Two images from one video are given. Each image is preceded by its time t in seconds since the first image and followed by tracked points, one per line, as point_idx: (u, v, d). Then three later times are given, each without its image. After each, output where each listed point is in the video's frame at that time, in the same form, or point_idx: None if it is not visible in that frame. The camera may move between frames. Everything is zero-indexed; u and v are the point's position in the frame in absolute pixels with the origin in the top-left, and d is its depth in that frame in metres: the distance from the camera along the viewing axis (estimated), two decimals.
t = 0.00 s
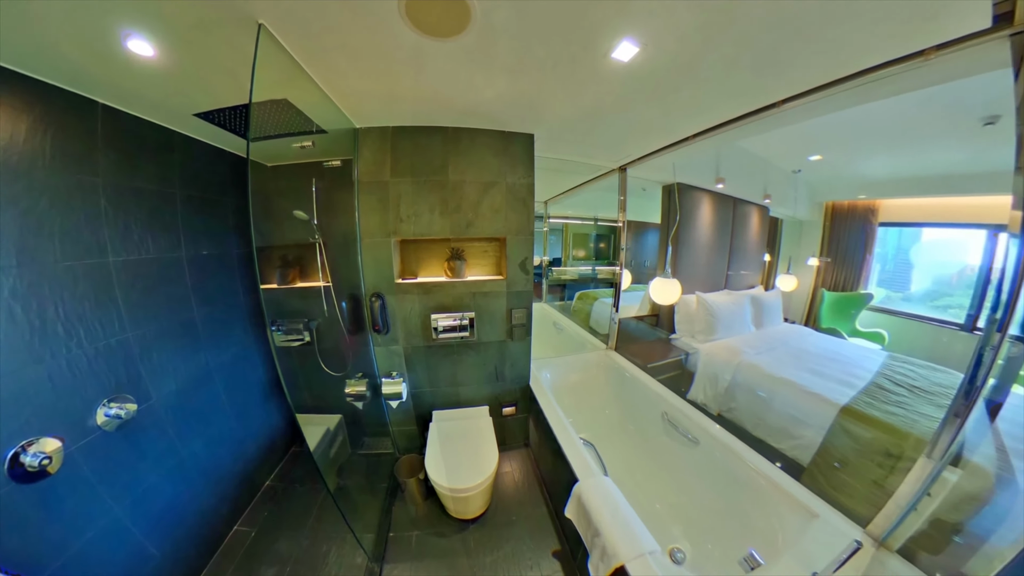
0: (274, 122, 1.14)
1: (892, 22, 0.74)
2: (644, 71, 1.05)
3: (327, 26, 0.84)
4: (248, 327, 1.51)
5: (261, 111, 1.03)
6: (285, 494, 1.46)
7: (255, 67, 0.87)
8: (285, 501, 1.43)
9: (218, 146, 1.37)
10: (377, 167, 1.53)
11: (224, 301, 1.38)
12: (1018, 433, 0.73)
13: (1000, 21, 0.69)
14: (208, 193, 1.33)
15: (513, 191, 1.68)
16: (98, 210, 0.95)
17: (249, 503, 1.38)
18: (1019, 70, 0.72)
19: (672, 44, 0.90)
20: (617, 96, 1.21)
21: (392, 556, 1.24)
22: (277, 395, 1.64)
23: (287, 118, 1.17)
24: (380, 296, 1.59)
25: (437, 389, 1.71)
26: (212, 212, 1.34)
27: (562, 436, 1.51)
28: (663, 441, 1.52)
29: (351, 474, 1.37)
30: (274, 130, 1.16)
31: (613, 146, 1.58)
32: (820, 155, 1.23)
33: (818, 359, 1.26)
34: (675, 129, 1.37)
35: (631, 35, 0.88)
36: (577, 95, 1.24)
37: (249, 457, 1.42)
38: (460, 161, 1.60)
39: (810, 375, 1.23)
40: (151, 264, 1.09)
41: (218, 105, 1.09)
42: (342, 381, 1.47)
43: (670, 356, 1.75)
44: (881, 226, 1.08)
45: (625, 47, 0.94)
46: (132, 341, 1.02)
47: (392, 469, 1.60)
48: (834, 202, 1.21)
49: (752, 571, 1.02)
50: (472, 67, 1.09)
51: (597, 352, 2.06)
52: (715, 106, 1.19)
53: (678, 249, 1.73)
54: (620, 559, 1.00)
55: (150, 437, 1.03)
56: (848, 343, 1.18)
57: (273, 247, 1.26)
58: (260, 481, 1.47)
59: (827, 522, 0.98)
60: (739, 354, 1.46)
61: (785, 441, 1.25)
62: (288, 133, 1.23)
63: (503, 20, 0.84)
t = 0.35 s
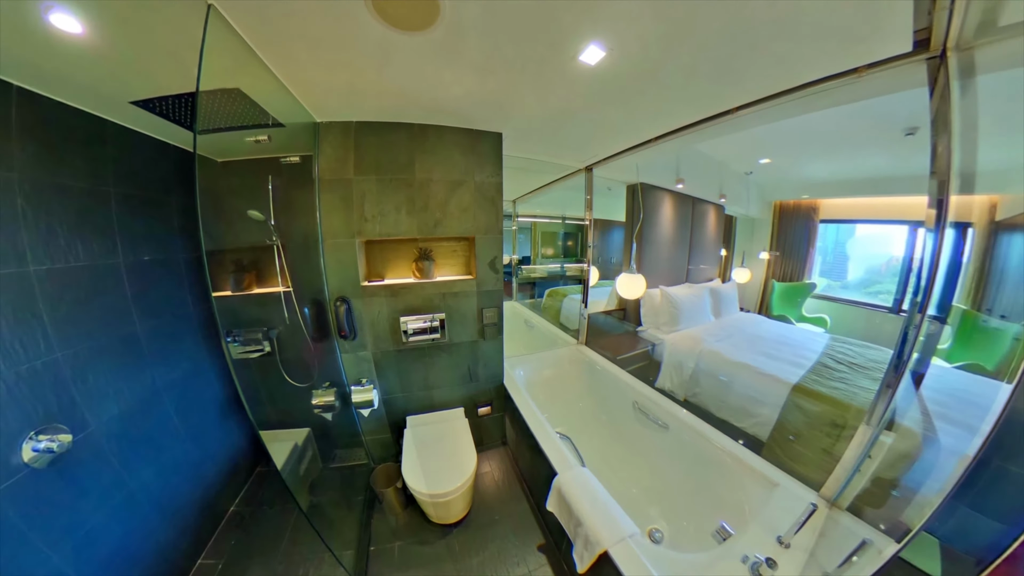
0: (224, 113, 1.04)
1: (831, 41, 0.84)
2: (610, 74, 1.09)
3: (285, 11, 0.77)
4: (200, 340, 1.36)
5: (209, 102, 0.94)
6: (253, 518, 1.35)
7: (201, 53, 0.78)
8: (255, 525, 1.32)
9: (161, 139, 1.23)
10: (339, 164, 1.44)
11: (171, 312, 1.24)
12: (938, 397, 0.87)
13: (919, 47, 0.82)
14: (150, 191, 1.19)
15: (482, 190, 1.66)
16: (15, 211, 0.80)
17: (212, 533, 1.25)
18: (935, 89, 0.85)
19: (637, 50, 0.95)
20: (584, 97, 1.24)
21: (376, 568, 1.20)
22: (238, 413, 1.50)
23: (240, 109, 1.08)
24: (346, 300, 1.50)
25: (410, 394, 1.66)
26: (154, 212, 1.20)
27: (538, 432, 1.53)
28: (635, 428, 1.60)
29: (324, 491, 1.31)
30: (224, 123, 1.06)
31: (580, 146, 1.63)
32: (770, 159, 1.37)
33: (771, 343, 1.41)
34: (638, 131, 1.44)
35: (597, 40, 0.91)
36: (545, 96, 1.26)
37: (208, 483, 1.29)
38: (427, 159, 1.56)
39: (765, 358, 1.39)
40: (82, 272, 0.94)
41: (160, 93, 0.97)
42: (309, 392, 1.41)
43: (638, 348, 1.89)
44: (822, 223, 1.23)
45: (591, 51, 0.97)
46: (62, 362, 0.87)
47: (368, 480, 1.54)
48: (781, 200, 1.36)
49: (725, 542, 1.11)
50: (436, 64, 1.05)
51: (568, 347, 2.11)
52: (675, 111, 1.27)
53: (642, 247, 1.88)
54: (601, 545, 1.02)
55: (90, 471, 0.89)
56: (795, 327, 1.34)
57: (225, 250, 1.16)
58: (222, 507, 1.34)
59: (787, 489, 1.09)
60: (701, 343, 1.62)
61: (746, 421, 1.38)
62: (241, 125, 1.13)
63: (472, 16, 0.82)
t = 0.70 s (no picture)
0: (160, 101, 0.93)
1: (775, 57, 0.94)
2: (574, 76, 1.11)
3: None
4: (139, 359, 1.20)
5: (143, 87, 0.85)
6: (217, 551, 1.23)
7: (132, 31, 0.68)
8: (217, 560, 1.19)
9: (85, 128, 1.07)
10: (295, 160, 1.32)
11: (101, 329, 1.06)
12: (868, 369, 0.95)
13: (848, 65, 0.94)
14: (71, 188, 1.02)
15: (446, 188, 1.62)
16: None
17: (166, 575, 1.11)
18: (862, 102, 0.98)
19: (601, 54, 0.98)
20: (549, 97, 1.26)
21: None
22: (188, 436, 1.34)
23: (179, 99, 0.97)
24: (305, 305, 1.37)
25: (379, 401, 1.59)
26: (77, 214, 1.03)
27: (513, 429, 1.54)
28: (605, 418, 1.67)
29: (290, 515, 1.30)
30: (162, 112, 0.96)
31: (544, 146, 1.65)
32: (721, 160, 1.56)
33: (726, 330, 1.61)
34: (599, 133, 1.50)
35: (562, 42, 0.92)
36: (511, 94, 1.25)
37: (158, 519, 1.14)
38: (389, 156, 1.48)
39: (720, 344, 1.57)
40: None
41: (83, 75, 0.83)
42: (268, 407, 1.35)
43: (604, 340, 1.99)
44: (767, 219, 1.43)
45: (556, 53, 0.99)
46: None
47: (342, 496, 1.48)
48: (731, 198, 1.63)
49: (695, 515, 1.20)
50: (399, 58, 1.01)
51: (537, 344, 2.14)
52: (635, 115, 1.34)
53: (604, 245, 2.01)
54: (582, 533, 1.05)
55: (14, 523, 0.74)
56: (746, 314, 1.58)
57: (165, 256, 1.05)
58: (176, 545, 1.18)
59: (746, 461, 1.20)
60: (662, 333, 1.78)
61: (706, 403, 1.51)
62: (181, 115, 1.03)
63: (441, 11, 0.80)
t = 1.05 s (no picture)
0: (91, 88, 0.83)
1: (730, 66, 1.02)
2: (542, 77, 1.12)
3: None
4: (74, 383, 0.99)
5: (67, 66, 0.75)
6: None
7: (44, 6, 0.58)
8: None
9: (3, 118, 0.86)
10: (249, 155, 1.21)
11: (22, 351, 0.85)
12: (813, 352, 1.05)
13: (793, 77, 1.04)
14: None
15: (412, 187, 1.57)
16: None
17: None
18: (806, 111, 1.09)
19: (566, 56, 1.00)
20: (516, 96, 1.25)
21: None
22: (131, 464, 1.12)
23: (112, 85, 0.87)
24: (263, 313, 1.26)
25: (350, 411, 1.51)
26: None
27: (489, 428, 1.54)
28: (579, 410, 1.72)
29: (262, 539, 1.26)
30: (93, 100, 0.86)
31: (512, 144, 1.65)
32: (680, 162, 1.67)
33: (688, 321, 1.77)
34: (566, 133, 1.53)
35: (530, 42, 0.93)
36: (478, 93, 1.24)
37: None
38: (352, 153, 1.40)
39: (685, 334, 1.72)
40: None
41: None
42: (227, 426, 1.25)
43: (575, 335, 2.06)
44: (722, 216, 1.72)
45: (524, 53, 0.99)
46: None
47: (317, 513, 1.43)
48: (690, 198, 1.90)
49: (671, 496, 1.27)
50: (364, 52, 0.95)
51: (509, 342, 2.15)
52: (602, 116, 1.39)
53: (572, 243, 2.11)
54: (565, 524, 1.07)
55: None
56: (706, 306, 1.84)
57: (99, 263, 0.92)
58: None
59: (712, 440, 1.29)
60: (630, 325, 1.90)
61: (674, 389, 1.61)
62: (115, 103, 0.91)
63: (410, 6, 0.76)
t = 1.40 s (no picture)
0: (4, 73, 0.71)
1: (686, 74, 1.09)
2: (508, 76, 1.12)
3: None
4: None
5: None
6: None
7: None
8: None
9: None
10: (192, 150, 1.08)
11: None
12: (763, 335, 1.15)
13: (741, 87, 1.14)
14: None
15: (373, 185, 1.50)
16: None
17: None
18: (753, 118, 1.20)
19: (532, 57, 1.01)
20: (481, 94, 1.24)
21: None
22: (70, 508, 0.86)
23: (22, 67, 0.74)
24: (212, 326, 1.13)
25: (316, 425, 1.42)
26: None
27: (465, 430, 1.52)
28: (552, 405, 1.76)
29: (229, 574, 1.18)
30: None
31: (476, 142, 1.63)
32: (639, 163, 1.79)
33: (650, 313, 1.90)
34: (530, 132, 1.54)
35: (497, 40, 0.92)
36: (442, 89, 1.20)
37: None
38: (308, 148, 1.30)
39: (648, 325, 1.85)
40: None
41: None
42: (176, 454, 1.12)
43: (544, 332, 2.12)
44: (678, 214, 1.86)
45: (490, 52, 0.99)
46: None
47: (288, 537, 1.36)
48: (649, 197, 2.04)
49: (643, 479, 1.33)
50: (322, 41, 0.88)
51: (478, 342, 2.15)
52: (566, 117, 1.42)
53: (538, 241, 2.21)
54: (547, 517, 1.09)
55: None
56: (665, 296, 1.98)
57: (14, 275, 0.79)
58: None
59: (678, 423, 1.38)
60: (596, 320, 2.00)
61: (640, 377, 1.72)
62: (28, 87, 0.77)
63: None
